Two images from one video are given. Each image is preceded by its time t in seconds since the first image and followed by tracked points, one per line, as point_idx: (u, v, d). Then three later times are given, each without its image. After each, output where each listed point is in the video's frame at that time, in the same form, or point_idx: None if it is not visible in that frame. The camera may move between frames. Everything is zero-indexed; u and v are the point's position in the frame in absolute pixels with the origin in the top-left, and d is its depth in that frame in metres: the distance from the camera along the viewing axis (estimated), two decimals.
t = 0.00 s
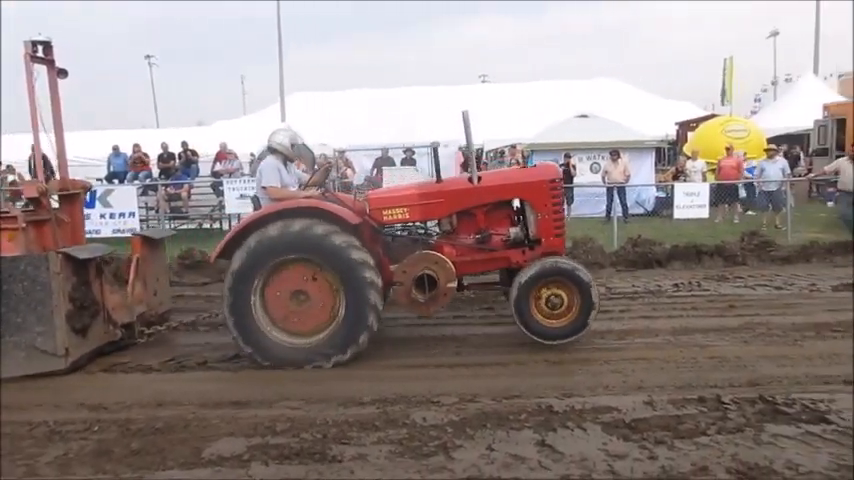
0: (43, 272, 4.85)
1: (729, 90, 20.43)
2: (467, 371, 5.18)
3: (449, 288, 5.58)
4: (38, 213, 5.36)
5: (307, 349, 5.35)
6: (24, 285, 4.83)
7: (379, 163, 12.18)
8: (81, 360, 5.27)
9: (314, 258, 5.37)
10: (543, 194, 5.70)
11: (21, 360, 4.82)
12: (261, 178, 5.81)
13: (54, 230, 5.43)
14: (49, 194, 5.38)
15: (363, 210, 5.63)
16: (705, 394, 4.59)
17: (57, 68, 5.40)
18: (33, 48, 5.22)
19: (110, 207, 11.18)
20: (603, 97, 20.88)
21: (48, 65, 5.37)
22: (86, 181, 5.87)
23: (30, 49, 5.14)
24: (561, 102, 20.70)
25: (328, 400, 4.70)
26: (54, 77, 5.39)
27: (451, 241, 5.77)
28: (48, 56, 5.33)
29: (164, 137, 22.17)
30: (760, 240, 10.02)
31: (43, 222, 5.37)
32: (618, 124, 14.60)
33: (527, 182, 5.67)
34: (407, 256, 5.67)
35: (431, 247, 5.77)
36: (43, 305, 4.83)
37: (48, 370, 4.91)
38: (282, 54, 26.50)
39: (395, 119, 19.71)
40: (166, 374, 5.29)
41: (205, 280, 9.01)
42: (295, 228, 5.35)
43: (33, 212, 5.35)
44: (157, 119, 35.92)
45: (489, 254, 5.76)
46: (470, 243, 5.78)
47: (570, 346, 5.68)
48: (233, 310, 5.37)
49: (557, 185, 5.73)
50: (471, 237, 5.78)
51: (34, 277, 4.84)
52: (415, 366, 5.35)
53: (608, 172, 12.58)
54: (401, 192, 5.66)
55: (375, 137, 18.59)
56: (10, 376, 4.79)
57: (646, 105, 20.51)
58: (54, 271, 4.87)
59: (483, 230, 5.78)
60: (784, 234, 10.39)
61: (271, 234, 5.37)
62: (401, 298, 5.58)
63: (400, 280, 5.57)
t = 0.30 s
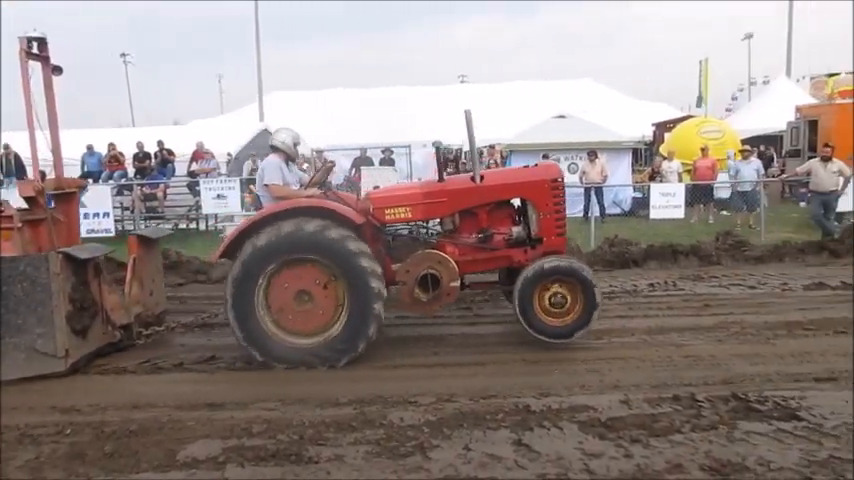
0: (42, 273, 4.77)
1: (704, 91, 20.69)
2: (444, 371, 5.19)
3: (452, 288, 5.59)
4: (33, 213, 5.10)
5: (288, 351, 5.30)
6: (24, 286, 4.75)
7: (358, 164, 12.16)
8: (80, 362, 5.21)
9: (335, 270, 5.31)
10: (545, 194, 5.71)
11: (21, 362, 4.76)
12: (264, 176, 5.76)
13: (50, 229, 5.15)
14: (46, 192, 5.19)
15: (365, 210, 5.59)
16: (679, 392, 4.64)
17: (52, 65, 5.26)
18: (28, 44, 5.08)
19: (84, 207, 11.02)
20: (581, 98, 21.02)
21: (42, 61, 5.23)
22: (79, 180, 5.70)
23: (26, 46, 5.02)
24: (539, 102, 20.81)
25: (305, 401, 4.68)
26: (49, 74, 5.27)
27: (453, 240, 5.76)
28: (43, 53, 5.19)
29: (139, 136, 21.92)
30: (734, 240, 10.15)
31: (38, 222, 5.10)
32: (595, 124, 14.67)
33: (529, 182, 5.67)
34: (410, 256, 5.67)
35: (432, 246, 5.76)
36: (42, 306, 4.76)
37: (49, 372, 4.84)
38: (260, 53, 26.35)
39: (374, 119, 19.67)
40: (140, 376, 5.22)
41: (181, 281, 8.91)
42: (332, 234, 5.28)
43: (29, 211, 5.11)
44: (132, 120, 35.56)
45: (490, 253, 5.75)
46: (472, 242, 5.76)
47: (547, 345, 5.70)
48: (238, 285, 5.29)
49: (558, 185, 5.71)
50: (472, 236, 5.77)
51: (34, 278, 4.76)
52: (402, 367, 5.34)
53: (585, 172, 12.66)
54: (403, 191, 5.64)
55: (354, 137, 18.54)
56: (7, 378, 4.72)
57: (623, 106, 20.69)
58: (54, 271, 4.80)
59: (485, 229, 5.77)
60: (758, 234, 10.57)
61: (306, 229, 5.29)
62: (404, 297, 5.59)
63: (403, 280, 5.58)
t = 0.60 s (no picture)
0: (43, 272, 4.73)
1: (683, 95, 20.92)
2: (422, 372, 5.20)
3: (456, 288, 5.61)
4: (32, 212, 5.10)
5: (270, 343, 5.28)
6: (24, 285, 4.71)
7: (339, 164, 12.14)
8: (81, 361, 5.16)
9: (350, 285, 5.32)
10: (547, 194, 5.76)
11: (21, 363, 4.70)
12: (267, 176, 5.70)
13: (48, 228, 5.15)
14: (45, 190, 5.15)
15: (370, 210, 5.59)
16: (656, 393, 4.68)
17: (51, 61, 5.19)
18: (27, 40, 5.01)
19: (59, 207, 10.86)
20: (561, 100, 21.14)
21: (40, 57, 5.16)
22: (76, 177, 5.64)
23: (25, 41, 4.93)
24: (520, 104, 20.89)
25: (282, 402, 4.66)
26: (47, 70, 5.20)
27: (456, 240, 5.79)
28: (42, 48, 5.13)
29: (117, 136, 21.67)
30: (711, 242, 10.27)
31: (37, 221, 5.10)
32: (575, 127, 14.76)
33: (531, 182, 5.73)
34: (413, 256, 5.69)
35: (436, 246, 5.79)
36: (43, 305, 4.71)
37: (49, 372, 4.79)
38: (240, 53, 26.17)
39: (354, 120, 19.62)
40: (115, 377, 5.16)
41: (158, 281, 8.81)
42: (363, 253, 5.28)
43: (27, 210, 5.10)
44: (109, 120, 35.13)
45: (493, 253, 5.80)
46: (475, 242, 5.80)
47: (524, 346, 5.73)
48: (255, 260, 5.28)
49: (560, 184, 5.78)
50: (475, 236, 5.81)
51: (35, 277, 4.72)
52: (403, 366, 5.36)
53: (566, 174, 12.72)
54: (407, 191, 5.66)
55: (334, 137, 18.48)
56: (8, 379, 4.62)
57: (603, 109, 20.85)
58: (56, 271, 4.76)
59: (487, 229, 5.82)
60: (734, 237, 10.71)
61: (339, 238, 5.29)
62: (408, 298, 5.59)
63: (407, 279, 5.59)
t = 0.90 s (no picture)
0: (49, 274, 4.68)
1: (662, 97, 21.12)
2: (402, 373, 5.20)
3: (460, 286, 5.63)
4: (32, 212, 5.03)
5: (261, 329, 5.27)
6: (29, 286, 4.66)
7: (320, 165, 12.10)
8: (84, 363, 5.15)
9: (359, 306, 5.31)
10: (550, 192, 5.77)
11: (25, 365, 4.67)
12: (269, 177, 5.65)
13: (49, 228, 5.08)
14: (45, 190, 5.09)
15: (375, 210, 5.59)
16: (634, 392, 4.73)
17: (50, 59, 5.14)
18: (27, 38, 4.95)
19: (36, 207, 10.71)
20: (542, 102, 21.22)
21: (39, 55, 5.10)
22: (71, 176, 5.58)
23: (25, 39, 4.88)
24: (501, 105, 20.97)
25: (262, 404, 4.64)
26: (47, 70, 5.15)
27: (460, 239, 5.78)
28: (41, 46, 5.07)
29: (94, 135, 21.43)
30: (690, 243, 10.38)
31: (37, 221, 5.03)
32: (556, 129, 14.84)
33: (534, 181, 5.74)
34: (417, 256, 5.69)
35: (439, 245, 5.78)
36: (48, 307, 4.68)
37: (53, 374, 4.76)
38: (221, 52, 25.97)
39: (335, 120, 19.57)
40: (92, 380, 5.10)
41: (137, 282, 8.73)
42: (385, 283, 5.28)
43: (27, 210, 5.03)
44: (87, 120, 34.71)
45: (497, 252, 5.81)
46: (478, 241, 5.80)
47: (504, 347, 5.75)
48: (283, 244, 5.26)
49: (563, 182, 5.79)
50: (478, 235, 5.81)
51: (40, 278, 4.67)
52: (393, 367, 5.35)
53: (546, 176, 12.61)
54: (410, 190, 5.66)
55: (315, 138, 18.40)
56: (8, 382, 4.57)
57: (583, 110, 20.98)
58: (61, 272, 4.72)
59: (491, 228, 5.82)
60: (712, 237, 10.81)
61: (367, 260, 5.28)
62: (413, 297, 5.60)
63: (412, 279, 5.59)
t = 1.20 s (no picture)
0: (51, 274, 4.68)
1: (640, 101, 21.34)
2: (378, 375, 5.19)
3: (463, 287, 5.64)
4: (30, 211, 5.09)
5: (257, 307, 5.23)
6: (31, 286, 4.66)
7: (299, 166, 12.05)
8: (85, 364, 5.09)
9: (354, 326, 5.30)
10: (553, 194, 5.81)
11: (26, 367, 4.67)
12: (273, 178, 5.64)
13: (46, 229, 5.14)
14: (44, 190, 5.12)
15: (378, 210, 5.61)
16: (610, 393, 4.77)
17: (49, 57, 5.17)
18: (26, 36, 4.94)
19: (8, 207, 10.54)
20: (521, 104, 21.34)
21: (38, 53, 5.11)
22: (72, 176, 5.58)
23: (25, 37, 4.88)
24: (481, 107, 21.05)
25: (238, 406, 4.60)
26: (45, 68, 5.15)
27: (462, 240, 5.80)
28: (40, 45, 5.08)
29: (69, 134, 21.16)
30: (666, 245, 10.50)
31: (35, 221, 5.09)
32: (535, 131, 14.94)
33: (537, 182, 5.77)
34: (420, 256, 5.71)
35: (442, 246, 5.80)
36: (51, 307, 4.67)
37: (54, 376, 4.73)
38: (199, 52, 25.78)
39: (314, 121, 19.51)
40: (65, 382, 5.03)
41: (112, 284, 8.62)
42: (389, 316, 5.27)
43: (26, 209, 5.09)
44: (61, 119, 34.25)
45: (500, 253, 5.83)
46: (480, 242, 5.82)
47: (481, 349, 5.76)
48: (317, 238, 5.24)
49: (566, 184, 5.84)
50: (481, 236, 5.83)
51: (42, 278, 4.67)
52: (369, 369, 5.33)
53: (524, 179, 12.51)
54: (414, 191, 5.67)
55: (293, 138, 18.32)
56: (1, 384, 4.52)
57: (562, 113, 21.13)
58: (64, 272, 4.72)
59: (493, 229, 5.83)
60: (687, 240, 10.92)
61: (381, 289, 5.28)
62: (416, 298, 5.61)
63: (415, 279, 5.61)
